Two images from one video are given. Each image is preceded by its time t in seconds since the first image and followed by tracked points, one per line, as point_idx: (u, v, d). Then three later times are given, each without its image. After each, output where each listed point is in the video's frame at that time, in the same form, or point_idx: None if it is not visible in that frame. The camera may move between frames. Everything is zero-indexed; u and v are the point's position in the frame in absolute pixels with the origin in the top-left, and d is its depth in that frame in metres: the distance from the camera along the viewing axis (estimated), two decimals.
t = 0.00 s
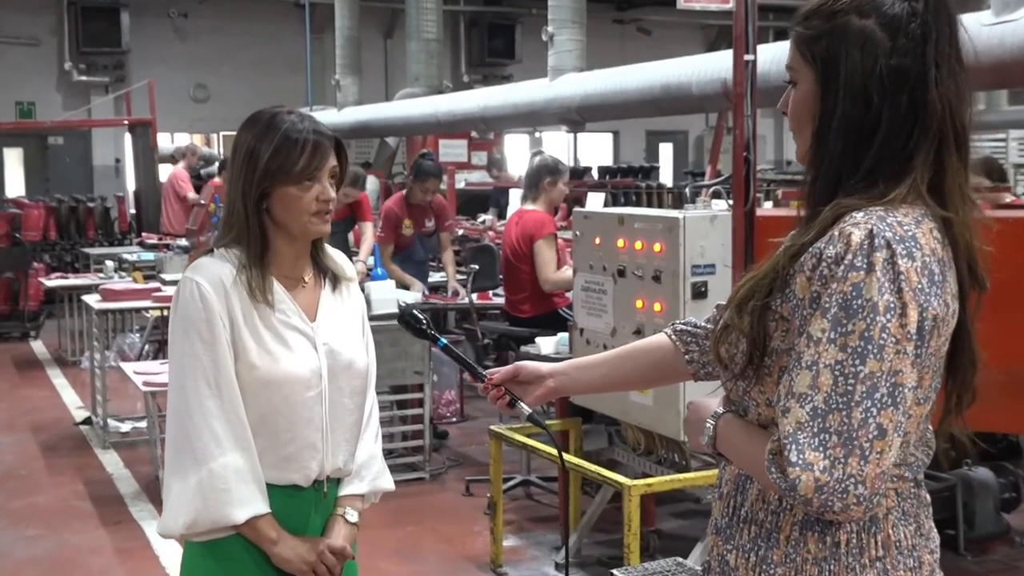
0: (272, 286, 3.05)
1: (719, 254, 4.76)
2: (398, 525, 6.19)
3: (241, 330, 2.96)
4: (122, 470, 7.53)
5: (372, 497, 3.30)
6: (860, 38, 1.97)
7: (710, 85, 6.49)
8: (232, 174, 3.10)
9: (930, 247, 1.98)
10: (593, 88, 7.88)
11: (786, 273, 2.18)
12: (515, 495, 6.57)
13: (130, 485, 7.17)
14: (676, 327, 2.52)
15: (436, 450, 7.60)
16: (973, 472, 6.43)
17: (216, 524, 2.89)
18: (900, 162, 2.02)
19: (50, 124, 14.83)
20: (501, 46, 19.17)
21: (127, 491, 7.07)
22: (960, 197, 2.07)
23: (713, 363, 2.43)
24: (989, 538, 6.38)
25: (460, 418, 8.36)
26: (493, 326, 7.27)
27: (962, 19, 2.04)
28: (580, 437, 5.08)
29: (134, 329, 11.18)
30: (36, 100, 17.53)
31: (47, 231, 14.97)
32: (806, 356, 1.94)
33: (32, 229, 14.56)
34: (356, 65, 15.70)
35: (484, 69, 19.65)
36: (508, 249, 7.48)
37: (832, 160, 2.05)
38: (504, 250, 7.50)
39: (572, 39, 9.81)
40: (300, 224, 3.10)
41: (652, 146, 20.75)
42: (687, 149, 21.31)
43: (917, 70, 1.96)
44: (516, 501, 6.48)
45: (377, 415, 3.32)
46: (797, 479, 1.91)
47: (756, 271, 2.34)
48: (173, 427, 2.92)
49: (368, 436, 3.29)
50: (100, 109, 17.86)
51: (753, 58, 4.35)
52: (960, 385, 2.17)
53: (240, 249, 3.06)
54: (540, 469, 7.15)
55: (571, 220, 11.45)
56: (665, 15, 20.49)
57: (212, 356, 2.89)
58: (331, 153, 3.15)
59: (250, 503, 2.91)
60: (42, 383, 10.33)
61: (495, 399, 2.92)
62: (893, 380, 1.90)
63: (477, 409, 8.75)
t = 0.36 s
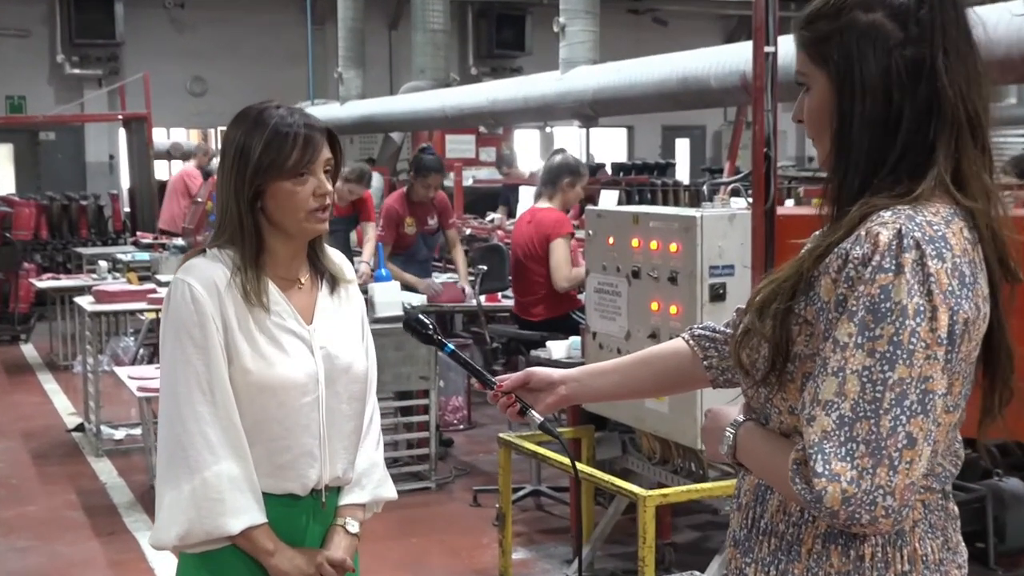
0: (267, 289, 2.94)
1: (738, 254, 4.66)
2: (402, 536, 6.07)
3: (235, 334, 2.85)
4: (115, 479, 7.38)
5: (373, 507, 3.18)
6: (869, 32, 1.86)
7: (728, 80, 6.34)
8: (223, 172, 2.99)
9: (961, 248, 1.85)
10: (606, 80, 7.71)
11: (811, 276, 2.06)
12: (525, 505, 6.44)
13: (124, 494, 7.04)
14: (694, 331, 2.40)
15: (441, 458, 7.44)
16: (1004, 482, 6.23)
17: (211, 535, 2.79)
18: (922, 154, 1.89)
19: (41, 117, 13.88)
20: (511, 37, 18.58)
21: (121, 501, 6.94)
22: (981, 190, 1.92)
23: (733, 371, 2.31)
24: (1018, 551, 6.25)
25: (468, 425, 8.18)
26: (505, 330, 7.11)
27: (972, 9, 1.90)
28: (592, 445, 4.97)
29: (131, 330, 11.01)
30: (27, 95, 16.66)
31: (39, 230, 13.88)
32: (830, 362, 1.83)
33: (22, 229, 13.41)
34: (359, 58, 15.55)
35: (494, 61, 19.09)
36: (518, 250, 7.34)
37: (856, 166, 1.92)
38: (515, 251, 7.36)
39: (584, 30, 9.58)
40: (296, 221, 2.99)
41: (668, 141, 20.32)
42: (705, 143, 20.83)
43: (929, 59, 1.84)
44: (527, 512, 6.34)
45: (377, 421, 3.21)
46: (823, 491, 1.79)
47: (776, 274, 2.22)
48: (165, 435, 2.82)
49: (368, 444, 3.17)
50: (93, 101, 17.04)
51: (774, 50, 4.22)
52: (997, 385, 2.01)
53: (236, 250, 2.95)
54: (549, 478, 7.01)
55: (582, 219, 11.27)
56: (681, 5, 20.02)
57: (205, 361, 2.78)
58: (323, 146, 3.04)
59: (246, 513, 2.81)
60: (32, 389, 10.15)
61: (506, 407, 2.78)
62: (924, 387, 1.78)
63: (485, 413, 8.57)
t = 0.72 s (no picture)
0: (273, 284, 2.84)
1: (758, 254, 4.53)
2: (407, 549, 5.95)
3: (238, 334, 2.74)
4: (110, 489, 7.19)
5: (383, 515, 3.07)
6: (933, 19, 1.74)
7: (746, 74, 6.22)
8: (223, 168, 2.88)
9: (991, 250, 1.73)
10: (620, 74, 7.61)
11: (834, 277, 1.95)
12: (535, 517, 6.33)
13: (119, 505, 6.86)
14: (713, 335, 2.29)
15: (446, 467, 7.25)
16: None
17: (211, 543, 2.67)
18: (960, 160, 1.79)
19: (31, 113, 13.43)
20: (521, 28, 18.17)
21: (115, 511, 6.77)
22: None
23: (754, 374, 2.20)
24: None
25: (475, 433, 7.98)
26: (517, 334, 6.96)
27: None
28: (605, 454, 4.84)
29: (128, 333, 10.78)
30: (16, 88, 16.29)
31: (29, 229, 13.69)
32: (853, 364, 1.71)
33: (12, 227, 13.45)
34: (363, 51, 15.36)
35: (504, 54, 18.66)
36: (533, 247, 7.21)
37: (889, 151, 1.82)
38: (529, 248, 7.24)
39: (597, 21, 9.44)
40: (301, 215, 2.88)
41: (686, 137, 19.96)
42: (724, 139, 20.48)
43: (989, 63, 1.72)
44: (538, 524, 6.22)
45: (385, 423, 3.09)
46: (845, 498, 1.69)
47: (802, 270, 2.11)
48: (165, 439, 2.71)
49: (375, 447, 3.06)
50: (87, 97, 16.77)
51: (796, 41, 4.16)
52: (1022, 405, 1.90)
53: (238, 247, 2.85)
54: (561, 489, 6.89)
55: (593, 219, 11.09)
56: None
57: (206, 362, 2.67)
58: (327, 137, 2.93)
59: (248, 520, 2.69)
60: (24, 395, 9.94)
61: (516, 410, 2.66)
62: (951, 391, 1.66)
63: (493, 419, 8.38)
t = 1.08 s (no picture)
0: (285, 289, 2.71)
1: (781, 257, 4.40)
2: (417, 565, 5.73)
3: (249, 340, 2.62)
4: (105, 501, 6.76)
5: (397, 531, 2.95)
6: (959, 14, 1.63)
7: (767, 68, 6.14)
8: (234, 165, 2.75)
9: None
10: (634, 68, 7.52)
11: (864, 279, 1.84)
12: (548, 531, 6.21)
13: (113, 518, 6.42)
14: (734, 340, 2.18)
15: (455, 479, 6.95)
16: None
17: (224, 558, 2.56)
18: (994, 155, 1.67)
19: (23, 107, 12.91)
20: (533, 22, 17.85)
21: (110, 523, 6.35)
22: None
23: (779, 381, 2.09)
24: None
25: (486, 443, 7.64)
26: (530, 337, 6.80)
27: None
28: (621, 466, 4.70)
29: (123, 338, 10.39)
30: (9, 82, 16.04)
31: (22, 228, 13.24)
32: (884, 369, 1.59)
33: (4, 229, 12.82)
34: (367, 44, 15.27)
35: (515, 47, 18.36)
36: (546, 249, 7.07)
37: (921, 153, 1.70)
38: (542, 250, 7.09)
39: (612, 13, 9.34)
40: (316, 213, 2.74)
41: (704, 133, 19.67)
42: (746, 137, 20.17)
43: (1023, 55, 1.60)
44: (552, 537, 6.10)
45: (399, 439, 2.99)
46: (873, 508, 1.57)
47: (828, 274, 2.01)
48: (175, 451, 2.60)
49: (391, 461, 2.95)
50: (80, 93, 16.33)
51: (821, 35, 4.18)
52: None
53: (250, 248, 2.73)
54: (574, 501, 6.78)
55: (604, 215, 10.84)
56: None
57: (215, 369, 2.56)
58: (343, 134, 2.79)
59: (263, 534, 2.58)
60: (14, 402, 9.41)
61: (531, 418, 2.55)
62: (984, 398, 1.54)
63: (502, 426, 8.13)
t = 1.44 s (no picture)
0: (297, 293, 2.55)
1: (809, 260, 4.08)
2: None
3: (261, 347, 2.45)
4: (102, 512, 6.41)
5: (419, 545, 2.75)
6: (987, 6, 1.53)
7: (794, 64, 6.01)
8: (237, 166, 2.59)
9: None
10: (653, 61, 7.35)
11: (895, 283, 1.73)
12: (565, 545, 6.08)
13: (111, 530, 6.08)
14: (762, 347, 2.10)
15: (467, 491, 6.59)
16: None
17: None
18: None
19: (18, 104, 12.31)
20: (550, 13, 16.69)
21: (108, 536, 6.02)
22: None
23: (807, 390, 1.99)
24: None
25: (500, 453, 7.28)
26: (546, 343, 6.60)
27: None
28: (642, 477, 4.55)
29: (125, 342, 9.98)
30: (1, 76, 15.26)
31: (16, 230, 12.63)
32: (912, 377, 1.50)
33: None
34: (377, 37, 14.44)
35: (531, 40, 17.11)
36: (564, 250, 6.80)
37: (953, 152, 1.59)
38: (560, 251, 6.82)
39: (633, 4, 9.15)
40: (325, 212, 2.58)
41: (729, 129, 18.92)
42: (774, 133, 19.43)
43: None
44: (568, 552, 5.97)
45: (418, 448, 2.79)
46: (902, 523, 1.48)
47: (858, 277, 1.90)
48: (187, 466, 2.43)
49: (410, 473, 2.75)
50: (76, 86, 15.56)
51: (850, 26, 3.93)
52: None
53: (259, 252, 2.56)
54: (593, 515, 6.63)
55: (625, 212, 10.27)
56: None
57: (226, 379, 2.40)
58: (347, 128, 2.63)
59: (281, 548, 2.39)
60: (9, 410, 8.97)
61: (549, 428, 2.43)
62: (1020, 408, 1.46)
63: (519, 436, 7.82)
